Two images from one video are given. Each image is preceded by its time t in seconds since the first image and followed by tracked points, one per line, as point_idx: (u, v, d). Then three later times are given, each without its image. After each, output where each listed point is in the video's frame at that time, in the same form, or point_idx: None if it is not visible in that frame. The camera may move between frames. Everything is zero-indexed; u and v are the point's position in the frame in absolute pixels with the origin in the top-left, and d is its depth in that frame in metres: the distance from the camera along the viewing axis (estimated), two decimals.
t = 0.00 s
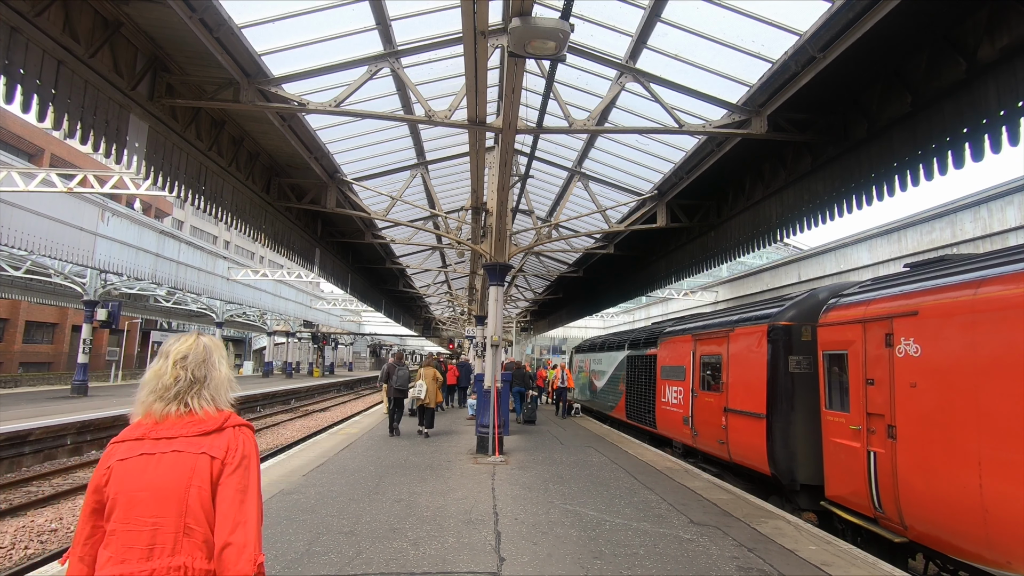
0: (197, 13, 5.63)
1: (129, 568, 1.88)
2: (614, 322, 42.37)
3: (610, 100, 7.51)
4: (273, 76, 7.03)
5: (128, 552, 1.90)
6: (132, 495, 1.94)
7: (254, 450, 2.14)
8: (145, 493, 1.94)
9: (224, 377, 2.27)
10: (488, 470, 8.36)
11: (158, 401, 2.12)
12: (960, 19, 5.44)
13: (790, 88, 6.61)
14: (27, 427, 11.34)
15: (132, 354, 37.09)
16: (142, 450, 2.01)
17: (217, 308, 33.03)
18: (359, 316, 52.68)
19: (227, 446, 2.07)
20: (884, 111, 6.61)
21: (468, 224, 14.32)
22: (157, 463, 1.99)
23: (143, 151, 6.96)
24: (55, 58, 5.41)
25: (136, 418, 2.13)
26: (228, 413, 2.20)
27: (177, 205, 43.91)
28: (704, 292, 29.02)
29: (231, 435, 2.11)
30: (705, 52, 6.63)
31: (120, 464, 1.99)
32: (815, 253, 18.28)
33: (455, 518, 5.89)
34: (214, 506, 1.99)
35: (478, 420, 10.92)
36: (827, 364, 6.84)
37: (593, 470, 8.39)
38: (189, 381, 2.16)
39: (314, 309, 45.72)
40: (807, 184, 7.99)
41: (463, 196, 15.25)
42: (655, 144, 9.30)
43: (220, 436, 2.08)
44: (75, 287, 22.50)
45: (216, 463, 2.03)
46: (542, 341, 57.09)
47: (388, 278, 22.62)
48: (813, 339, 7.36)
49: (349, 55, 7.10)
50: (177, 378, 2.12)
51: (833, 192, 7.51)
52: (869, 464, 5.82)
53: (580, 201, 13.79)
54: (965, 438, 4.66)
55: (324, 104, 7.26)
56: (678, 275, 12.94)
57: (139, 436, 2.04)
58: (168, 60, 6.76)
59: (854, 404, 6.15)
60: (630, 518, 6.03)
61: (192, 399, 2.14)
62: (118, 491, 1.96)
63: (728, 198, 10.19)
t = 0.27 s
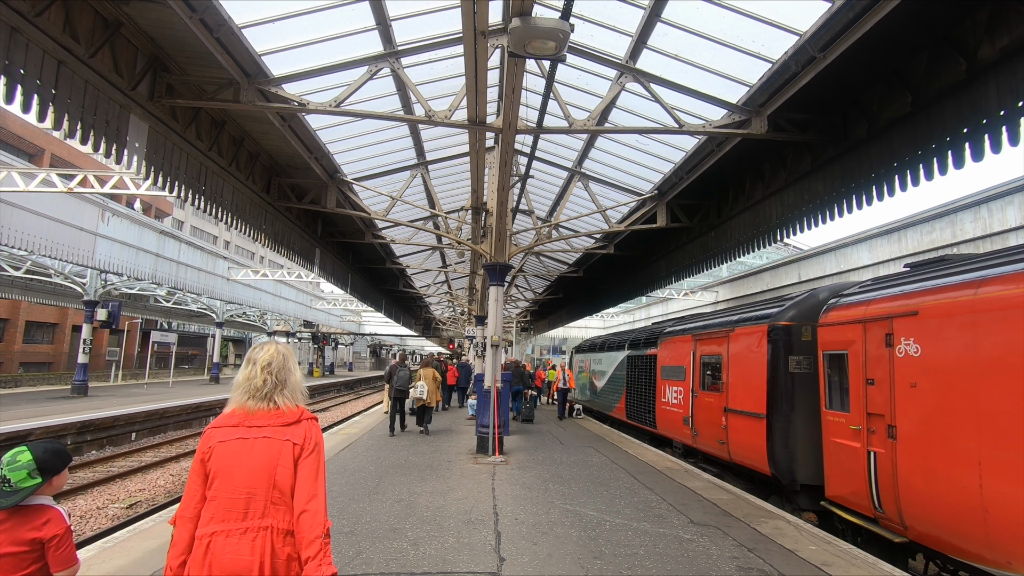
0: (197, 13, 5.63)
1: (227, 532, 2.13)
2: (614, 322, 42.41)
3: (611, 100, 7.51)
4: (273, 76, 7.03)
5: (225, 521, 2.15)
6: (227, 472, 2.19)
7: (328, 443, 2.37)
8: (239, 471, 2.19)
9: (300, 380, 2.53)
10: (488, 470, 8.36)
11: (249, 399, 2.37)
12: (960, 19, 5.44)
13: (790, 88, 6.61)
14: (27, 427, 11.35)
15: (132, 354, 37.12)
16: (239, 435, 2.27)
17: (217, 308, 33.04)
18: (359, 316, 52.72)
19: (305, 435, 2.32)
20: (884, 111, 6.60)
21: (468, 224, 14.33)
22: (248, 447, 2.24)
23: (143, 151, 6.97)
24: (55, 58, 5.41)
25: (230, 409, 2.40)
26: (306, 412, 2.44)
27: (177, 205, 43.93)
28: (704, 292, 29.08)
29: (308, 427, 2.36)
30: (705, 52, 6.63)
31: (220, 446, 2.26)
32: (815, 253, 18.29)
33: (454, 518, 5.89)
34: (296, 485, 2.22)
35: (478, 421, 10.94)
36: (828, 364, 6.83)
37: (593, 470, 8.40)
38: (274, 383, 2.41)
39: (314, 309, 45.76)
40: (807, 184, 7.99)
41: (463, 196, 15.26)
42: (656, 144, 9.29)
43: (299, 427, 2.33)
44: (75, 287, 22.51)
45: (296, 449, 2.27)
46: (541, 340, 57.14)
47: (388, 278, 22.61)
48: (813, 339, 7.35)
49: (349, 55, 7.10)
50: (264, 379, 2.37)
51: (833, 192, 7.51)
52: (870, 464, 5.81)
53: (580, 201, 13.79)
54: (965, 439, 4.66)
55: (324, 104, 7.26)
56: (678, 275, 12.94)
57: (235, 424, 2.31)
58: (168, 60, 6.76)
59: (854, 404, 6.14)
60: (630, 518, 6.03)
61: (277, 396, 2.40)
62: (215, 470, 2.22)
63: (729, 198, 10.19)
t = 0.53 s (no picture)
0: (197, 13, 5.62)
1: (270, 505, 2.40)
2: (614, 322, 42.44)
3: (611, 101, 7.51)
4: (274, 76, 7.03)
5: (268, 495, 2.42)
6: (271, 451, 2.48)
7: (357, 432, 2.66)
8: (281, 451, 2.47)
9: (333, 376, 2.84)
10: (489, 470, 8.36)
11: (290, 391, 2.68)
12: (960, 20, 5.45)
13: (790, 88, 6.61)
14: (28, 427, 11.35)
15: (132, 354, 37.11)
16: (281, 422, 2.56)
17: (217, 308, 33.04)
18: (359, 316, 52.72)
19: (338, 423, 2.61)
20: (884, 111, 6.60)
21: (468, 224, 14.33)
22: (289, 432, 2.52)
23: (143, 151, 6.97)
24: (55, 57, 5.41)
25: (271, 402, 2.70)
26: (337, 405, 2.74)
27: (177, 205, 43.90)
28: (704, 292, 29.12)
29: (339, 418, 2.66)
30: (706, 52, 6.63)
31: (265, 432, 2.54)
32: (815, 253, 18.29)
33: (454, 518, 5.89)
34: (330, 466, 2.49)
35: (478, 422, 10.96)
36: (828, 364, 6.83)
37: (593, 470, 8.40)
38: (311, 377, 2.72)
39: (314, 309, 45.77)
40: (807, 184, 7.99)
41: (464, 196, 15.26)
42: (656, 144, 9.29)
43: (332, 417, 2.62)
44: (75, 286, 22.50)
45: (331, 435, 2.55)
46: (542, 340, 57.14)
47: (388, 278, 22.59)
48: (813, 339, 7.35)
49: (349, 55, 7.10)
50: (304, 372, 2.69)
51: (833, 192, 7.50)
52: (870, 464, 5.81)
53: (580, 201, 13.78)
54: (965, 439, 4.66)
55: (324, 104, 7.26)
56: (678, 275, 12.94)
57: (277, 413, 2.61)
58: (168, 60, 6.76)
59: (854, 404, 6.14)
60: (631, 518, 6.03)
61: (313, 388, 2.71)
62: (262, 452, 2.49)
63: (729, 198, 10.19)
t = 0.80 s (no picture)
0: (198, 13, 5.62)
1: (305, 487, 2.69)
2: (614, 322, 42.48)
3: (611, 101, 7.51)
4: (274, 76, 7.03)
5: (303, 479, 2.71)
6: (304, 442, 2.74)
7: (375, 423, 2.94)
8: (313, 440, 2.74)
9: (352, 376, 3.07)
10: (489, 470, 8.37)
11: (314, 389, 2.94)
12: (960, 20, 5.45)
13: (790, 88, 6.61)
14: (28, 427, 11.35)
15: (133, 354, 37.12)
16: (309, 416, 2.83)
17: (217, 308, 33.05)
18: (359, 316, 52.76)
19: (359, 416, 2.88)
20: (884, 111, 6.60)
21: (468, 224, 14.34)
22: (317, 423, 2.80)
23: (144, 151, 6.97)
24: (55, 58, 5.41)
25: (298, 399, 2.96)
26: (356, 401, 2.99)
27: (176, 205, 43.87)
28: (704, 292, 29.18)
29: (359, 411, 2.93)
30: (706, 52, 6.63)
31: (295, 425, 2.80)
32: (815, 253, 18.30)
33: (454, 518, 5.89)
34: (356, 453, 2.78)
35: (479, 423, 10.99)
36: (828, 364, 6.83)
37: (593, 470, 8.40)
38: (332, 377, 2.96)
39: (314, 309, 45.80)
40: (807, 184, 7.99)
41: (464, 196, 15.28)
42: (656, 144, 9.29)
43: (354, 409, 2.90)
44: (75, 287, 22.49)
45: (354, 425, 2.84)
46: (542, 341, 57.18)
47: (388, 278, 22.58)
48: (813, 339, 7.34)
49: (349, 56, 7.11)
50: (325, 374, 2.92)
51: (833, 192, 7.50)
52: (870, 464, 5.81)
53: (581, 201, 13.78)
54: (965, 439, 4.66)
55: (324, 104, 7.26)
56: (679, 276, 12.93)
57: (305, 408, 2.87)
58: (168, 60, 6.77)
59: (854, 404, 6.14)
60: (631, 518, 6.04)
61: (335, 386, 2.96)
62: (294, 443, 2.76)
63: (729, 199, 10.19)
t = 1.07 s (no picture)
0: (199, 14, 5.62)
1: (335, 473, 3.01)
2: (614, 322, 42.50)
3: (611, 101, 7.51)
4: (274, 76, 7.03)
5: (333, 466, 3.03)
6: (333, 432, 3.09)
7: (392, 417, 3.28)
8: (341, 432, 3.09)
9: (372, 375, 3.41)
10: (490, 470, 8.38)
11: (340, 387, 3.27)
12: (961, 20, 5.45)
13: (790, 88, 6.61)
14: (28, 427, 11.35)
15: (133, 354, 37.10)
16: (336, 411, 3.16)
17: (217, 308, 33.05)
18: (359, 316, 52.76)
19: (379, 410, 3.23)
20: (885, 112, 6.60)
21: (468, 224, 14.34)
22: (346, 417, 3.14)
23: (144, 151, 6.97)
24: (56, 57, 5.41)
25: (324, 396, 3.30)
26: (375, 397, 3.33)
27: (176, 205, 43.86)
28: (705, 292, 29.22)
29: (379, 406, 3.28)
30: (706, 52, 6.63)
31: (324, 419, 3.13)
32: (816, 254, 18.29)
33: (454, 518, 5.89)
34: (378, 443, 3.12)
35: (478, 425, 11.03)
36: (829, 364, 6.82)
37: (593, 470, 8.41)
38: (355, 376, 3.31)
39: (314, 309, 45.81)
40: (807, 184, 7.99)
41: (465, 196, 15.29)
42: (656, 144, 9.29)
43: (375, 405, 3.26)
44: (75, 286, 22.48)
45: (377, 419, 3.19)
46: (542, 341, 57.17)
47: (389, 278, 22.57)
48: (813, 339, 7.33)
49: (350, 56, 7.11)
50: (350, 373, 3.27)
51: (834, 192, 7.49)
52: (870, 464, 5.81)
53: (581, 201, 13.78)
54: (966, 439, 4.65)
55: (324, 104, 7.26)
56: (679, 276, 12.92)
57: (332, 404, 3.20)
58: (169, 60, 6.77)
59: (855, 404, 6.14)
60: (631, 519, 6.04)
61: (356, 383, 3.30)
62: (323, 435, 3.08)
63: (729, 199, 10.19)
